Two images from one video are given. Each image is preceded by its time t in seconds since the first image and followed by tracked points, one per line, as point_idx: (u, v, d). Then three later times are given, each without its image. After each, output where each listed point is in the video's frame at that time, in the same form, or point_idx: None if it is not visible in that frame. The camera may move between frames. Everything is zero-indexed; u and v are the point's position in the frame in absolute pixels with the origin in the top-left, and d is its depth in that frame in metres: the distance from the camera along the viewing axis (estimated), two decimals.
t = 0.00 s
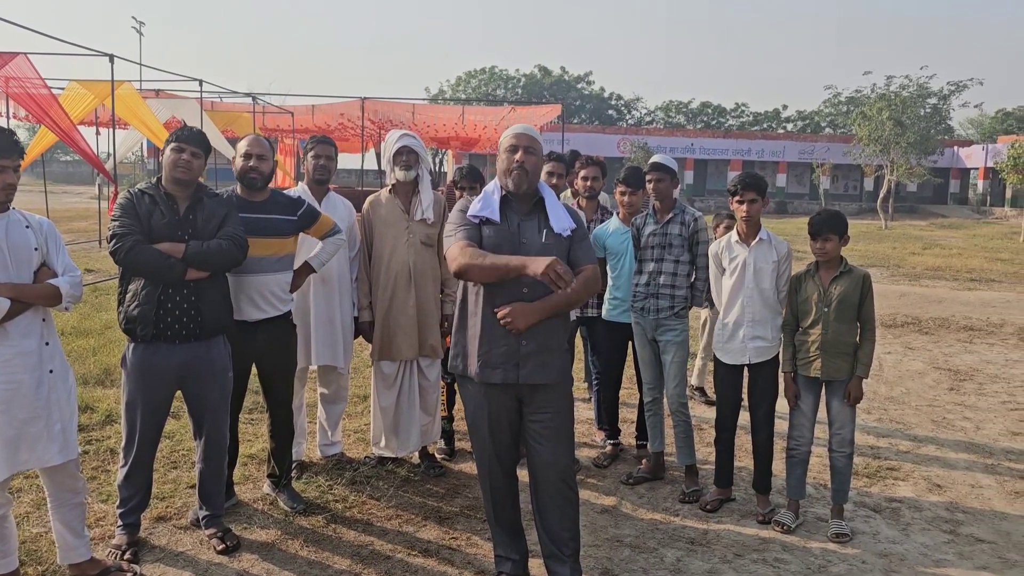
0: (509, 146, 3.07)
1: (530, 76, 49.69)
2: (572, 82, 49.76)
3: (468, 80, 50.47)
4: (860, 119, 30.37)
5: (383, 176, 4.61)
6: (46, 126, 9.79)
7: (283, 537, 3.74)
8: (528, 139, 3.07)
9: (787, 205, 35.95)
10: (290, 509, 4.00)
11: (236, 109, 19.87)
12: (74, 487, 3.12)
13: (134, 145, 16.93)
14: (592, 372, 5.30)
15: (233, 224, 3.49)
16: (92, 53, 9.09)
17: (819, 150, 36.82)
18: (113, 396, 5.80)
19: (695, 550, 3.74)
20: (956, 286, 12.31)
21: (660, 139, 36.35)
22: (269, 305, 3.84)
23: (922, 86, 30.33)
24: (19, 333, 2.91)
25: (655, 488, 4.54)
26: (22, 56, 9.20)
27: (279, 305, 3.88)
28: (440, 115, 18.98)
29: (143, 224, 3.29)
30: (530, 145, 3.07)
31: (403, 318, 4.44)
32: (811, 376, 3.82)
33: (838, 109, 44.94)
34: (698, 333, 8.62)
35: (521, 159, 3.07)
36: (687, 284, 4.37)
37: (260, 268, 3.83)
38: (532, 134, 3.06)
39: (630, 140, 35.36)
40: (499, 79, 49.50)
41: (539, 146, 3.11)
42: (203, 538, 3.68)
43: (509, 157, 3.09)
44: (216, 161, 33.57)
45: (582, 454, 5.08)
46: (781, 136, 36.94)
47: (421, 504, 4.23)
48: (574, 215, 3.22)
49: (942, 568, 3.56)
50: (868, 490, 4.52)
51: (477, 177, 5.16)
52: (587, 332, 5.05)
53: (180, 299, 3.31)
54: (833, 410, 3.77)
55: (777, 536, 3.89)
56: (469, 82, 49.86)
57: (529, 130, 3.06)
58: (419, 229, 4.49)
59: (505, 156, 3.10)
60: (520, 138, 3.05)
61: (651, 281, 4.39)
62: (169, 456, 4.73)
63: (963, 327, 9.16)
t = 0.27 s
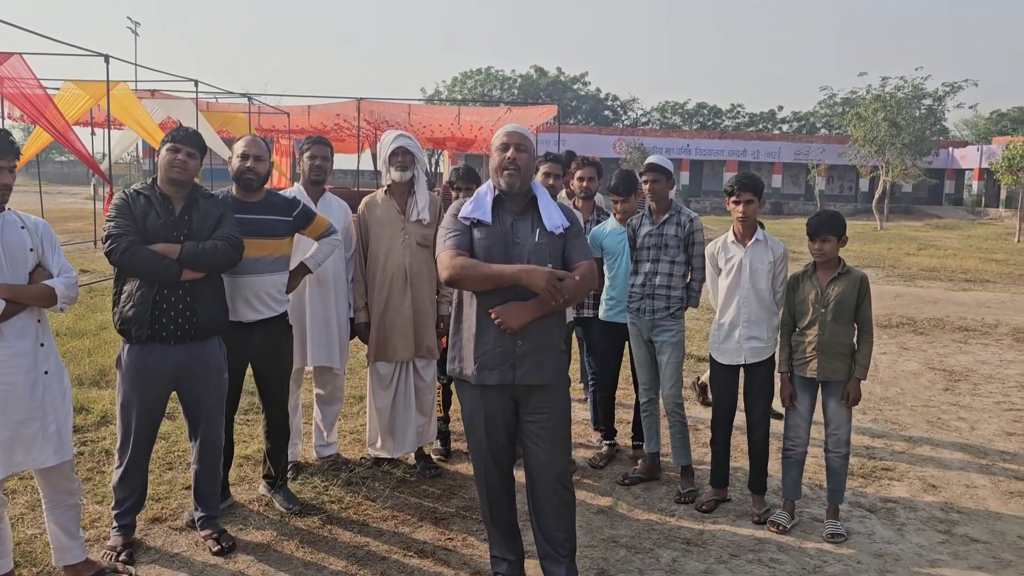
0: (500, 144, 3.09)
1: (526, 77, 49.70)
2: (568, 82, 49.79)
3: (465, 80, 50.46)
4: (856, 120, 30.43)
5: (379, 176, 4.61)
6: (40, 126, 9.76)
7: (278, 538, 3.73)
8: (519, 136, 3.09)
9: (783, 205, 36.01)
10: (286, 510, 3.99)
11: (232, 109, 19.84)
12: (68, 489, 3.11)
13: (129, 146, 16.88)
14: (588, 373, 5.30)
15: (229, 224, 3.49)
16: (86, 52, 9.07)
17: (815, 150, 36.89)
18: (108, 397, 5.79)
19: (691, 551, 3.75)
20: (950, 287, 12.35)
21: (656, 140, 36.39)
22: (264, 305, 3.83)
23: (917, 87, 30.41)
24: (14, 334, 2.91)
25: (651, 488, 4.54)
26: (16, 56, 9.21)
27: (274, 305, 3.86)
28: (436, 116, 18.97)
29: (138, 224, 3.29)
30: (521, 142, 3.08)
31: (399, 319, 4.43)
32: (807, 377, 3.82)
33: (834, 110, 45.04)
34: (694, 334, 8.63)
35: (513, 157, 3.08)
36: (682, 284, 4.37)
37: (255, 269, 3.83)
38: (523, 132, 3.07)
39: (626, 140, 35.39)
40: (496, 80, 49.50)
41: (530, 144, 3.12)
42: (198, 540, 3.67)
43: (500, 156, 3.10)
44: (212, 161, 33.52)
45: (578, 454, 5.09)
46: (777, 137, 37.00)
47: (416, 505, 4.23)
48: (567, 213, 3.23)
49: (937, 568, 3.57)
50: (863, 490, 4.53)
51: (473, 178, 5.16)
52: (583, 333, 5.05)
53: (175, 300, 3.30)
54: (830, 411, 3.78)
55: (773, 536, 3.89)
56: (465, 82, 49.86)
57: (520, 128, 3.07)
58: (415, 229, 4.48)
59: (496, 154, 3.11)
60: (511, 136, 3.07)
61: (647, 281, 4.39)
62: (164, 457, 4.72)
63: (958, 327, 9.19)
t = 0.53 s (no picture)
0: (491, 146, 3.10)
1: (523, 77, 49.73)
2: (564, 82, 49.82)
3: (461, 81, 50.48)
4: (852, 120, 30.50)
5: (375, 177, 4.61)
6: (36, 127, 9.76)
7: (274, 539, 3.73)
8: (511, 137, 3.10)
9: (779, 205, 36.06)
10: (282, 511, 3.99)
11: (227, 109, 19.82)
12: (64, 490, 3.10)
13: (124, 146, 16.86)
14: (584, 373, 5.31)
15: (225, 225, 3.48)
16: (82, 52, 9.08)
17: (811, 150, 36.97)
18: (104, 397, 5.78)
19: (687, 550, 3.75)
20: (945, 287, 12.39)
21: (652, 140, 36.43)
22: (261, 306, 3.83)
23: (912, 87, 30.49)
24: (10, 335, 2.90)
25: (647, 488, 4.55)
26: (11, 57, 9.32)
27: (272, 307, 3.88)
28: (432, 116, 18.97)
29: (134, 225, 3.28)
30: (513, 143, 3.09)
31: (395, 319, 4.43)
32: (803, 377, 3.83)
33: (830, 110, 45.13)
34: (690, 334, 8.64)
35: (506, 158, 3.09)
36: (678, 285, 4.37)
37: (251, 270, 3.82)
38: (515, 133, 3.08)
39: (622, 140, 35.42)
40: (492, 80, 49.51)
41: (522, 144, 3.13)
42: (194, 540, 3.67)
43: (493, 157, 3.11)
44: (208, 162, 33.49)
45: (574, 454, 5.09)
46: (773, 137, 37.06)
47: (413, 505, 4.23)
48: (561, 211, 3.23)
49: (933, 568, 3.58)
50: (859, 489, 4.54)
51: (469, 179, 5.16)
52: (580, 333, 5.05)
53: (170, 300, 3.30)
54: (826, 411, 3.78)
55: (769, 536, 3.90)
56: (462, 82, 49.89)
57: (512, 129, 3.09)
58: (411, 230, 4.48)
59: (489, 156, 3.13)
60: (503, 137, 3.08)
61: (643, 281, 4.40)
62: (160, 458, 4.71)
63: (953, 327, 9.21)
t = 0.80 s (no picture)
0: (487, 148, 3.10)
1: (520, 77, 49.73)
2: (561, 82, 49.84)
3: (458, 81, 50.46)
4: (848, 120, 30.55)
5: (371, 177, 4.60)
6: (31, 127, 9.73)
7: (270, 539, 3.73)
8: (505, 139, 3.11)
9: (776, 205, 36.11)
10: (278, 511, 3.99)
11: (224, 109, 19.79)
12: (60, 491, 3.09)
13: (120, 146, 16.82)
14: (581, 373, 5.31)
15: (220, 225, 3.48)
16: (77, 51, 9.07)
17: (807, 150, 37.02)
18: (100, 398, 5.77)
19: (683, 550, 3.76)
20: (941, 286, 12.41)
21: (649, 140, 36.45)
22: (256, 305, 3.82)
23: (909, 87, 30.55)
24: (5, 336, 2.89)
25: (643, 488, 4.55)
26: (7, 56, 9.32)
27: (267, 307, 3.86)
28: (429, 116, 18.97)
29: (129, 225, 3.27)
30: (508, 145, 3.10)
31: (391, 319, 4.43)
32: (800, 377, 3.84)
33: (826, 110, 45.19)
34: (686, 334, 8.65)
35: (500, 160, 3.09)
36: (674, 284, 4.37)
37: (247, 270, 3.81)
38: (509, 134, 3.09)
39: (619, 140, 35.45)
40: (489, 80, 49.50)
41: (516, 146, 3.13)
42: (190, 541, 3.66)
43: (487, 158, 3.11)
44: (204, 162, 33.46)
45: (571, 454, 5.09)
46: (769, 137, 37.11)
47: (409, 506, 4.23)
48: (557, 210, 3.23)
49: (928, 567, 3.59)
50: (855, 489, 4.54)
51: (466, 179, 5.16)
52: (576, 333, 5.06)
53: (166, 300, 3.29)
54: (822, 411, 3.79)
55: (765, 536, 3.90)
56: (459, 82, 49.89)
57: (506, 131, 3.10)
58: (406, 230, 4.48)
59: (483, 157, 3.12)
60: (497, 139, 3.09)
61: (639, 281, 4.40)
62: (156, 459, 4.70)
63: (949, 326, 9.23)
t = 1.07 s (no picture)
0: (486, 149, 3.10)
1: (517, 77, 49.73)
2: (559, 83, 49.84)
3: (456, 81, 50.44)
4: (845, 121, 30.59)
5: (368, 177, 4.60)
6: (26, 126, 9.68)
7: (266, 539, 3.73)
8: (505, 140, 3.11)
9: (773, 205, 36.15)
10: (274, 512, 3.99)
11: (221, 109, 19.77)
12: (55, 491, 3.09)
13: (117, 146, 16.80)
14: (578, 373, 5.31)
15: (216, 225, 3.47)
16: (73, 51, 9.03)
17: (804, 150, 37.06)
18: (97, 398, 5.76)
19: (679, 550, 3.76)
20: (937, 286, 12.44)
21: (646, 140, 36.47)
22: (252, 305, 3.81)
23: (905, 88, 30.60)
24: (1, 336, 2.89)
25: (640, 488, 4.55)
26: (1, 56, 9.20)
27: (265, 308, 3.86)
28: (426, 116, 18.96)
29: (125, 226, 3.27)
30: (507, 146, 3.10)
31: (388, 319, 4.43)
32: (797, 376, 3.84)
33: (823, 110, 45.26)
34: (683, 333, 8.66)
35: (499, 161, 3.10)
36: (672, 284, 4.38)
37: (243, 270, 3.81)
38: (509, 135, 3.10)
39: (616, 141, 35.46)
40: (486, 80, 49.49)
41: (515, 146, 3.13)
42: (186, 541, 3.66)
43: (486, 159, 3.11)
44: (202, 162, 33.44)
45: (568, 454, 5.09)
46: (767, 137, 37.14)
47: (406, 506, 4.23)
48: (555, 210, 3.23)
49: (924, 566, 3.59)
50: (851, 489, 4.55)
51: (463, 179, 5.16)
52: (574, 333, 5.06)
53: (162, 300, 3.29)
54: (819, 411, 3.79)
55: (762, 535, 3.91)
56: (456, 82, 49.87)
57: (506, 131, 3.10)
58: (404, 230, 4.48)
59: (483, 158, 3.12)
60: (498, 140, 3.08)
61: (636, 281, 4.40)
62: (152, 459, 4.70)
63: (945, 326, 9.25)
